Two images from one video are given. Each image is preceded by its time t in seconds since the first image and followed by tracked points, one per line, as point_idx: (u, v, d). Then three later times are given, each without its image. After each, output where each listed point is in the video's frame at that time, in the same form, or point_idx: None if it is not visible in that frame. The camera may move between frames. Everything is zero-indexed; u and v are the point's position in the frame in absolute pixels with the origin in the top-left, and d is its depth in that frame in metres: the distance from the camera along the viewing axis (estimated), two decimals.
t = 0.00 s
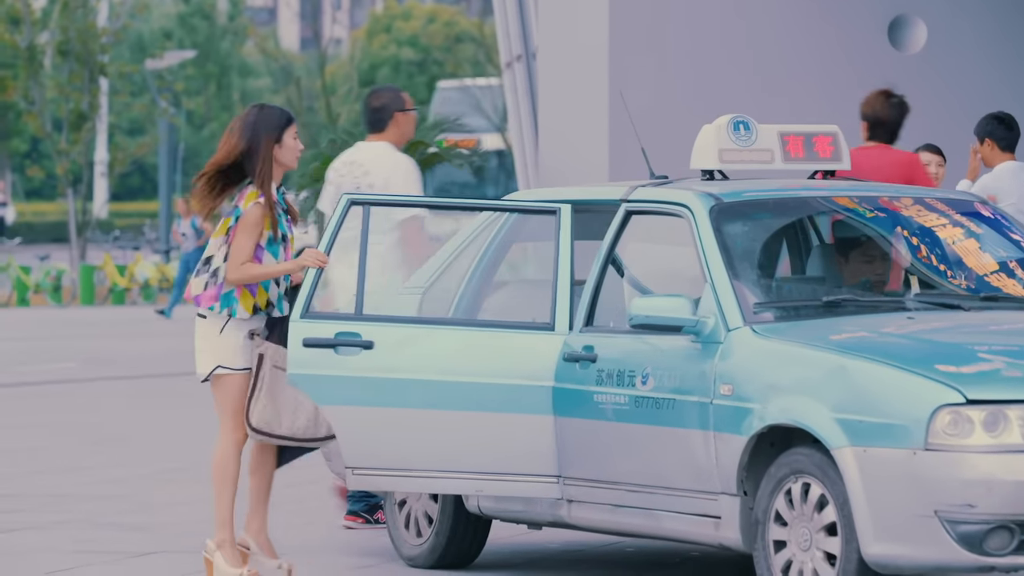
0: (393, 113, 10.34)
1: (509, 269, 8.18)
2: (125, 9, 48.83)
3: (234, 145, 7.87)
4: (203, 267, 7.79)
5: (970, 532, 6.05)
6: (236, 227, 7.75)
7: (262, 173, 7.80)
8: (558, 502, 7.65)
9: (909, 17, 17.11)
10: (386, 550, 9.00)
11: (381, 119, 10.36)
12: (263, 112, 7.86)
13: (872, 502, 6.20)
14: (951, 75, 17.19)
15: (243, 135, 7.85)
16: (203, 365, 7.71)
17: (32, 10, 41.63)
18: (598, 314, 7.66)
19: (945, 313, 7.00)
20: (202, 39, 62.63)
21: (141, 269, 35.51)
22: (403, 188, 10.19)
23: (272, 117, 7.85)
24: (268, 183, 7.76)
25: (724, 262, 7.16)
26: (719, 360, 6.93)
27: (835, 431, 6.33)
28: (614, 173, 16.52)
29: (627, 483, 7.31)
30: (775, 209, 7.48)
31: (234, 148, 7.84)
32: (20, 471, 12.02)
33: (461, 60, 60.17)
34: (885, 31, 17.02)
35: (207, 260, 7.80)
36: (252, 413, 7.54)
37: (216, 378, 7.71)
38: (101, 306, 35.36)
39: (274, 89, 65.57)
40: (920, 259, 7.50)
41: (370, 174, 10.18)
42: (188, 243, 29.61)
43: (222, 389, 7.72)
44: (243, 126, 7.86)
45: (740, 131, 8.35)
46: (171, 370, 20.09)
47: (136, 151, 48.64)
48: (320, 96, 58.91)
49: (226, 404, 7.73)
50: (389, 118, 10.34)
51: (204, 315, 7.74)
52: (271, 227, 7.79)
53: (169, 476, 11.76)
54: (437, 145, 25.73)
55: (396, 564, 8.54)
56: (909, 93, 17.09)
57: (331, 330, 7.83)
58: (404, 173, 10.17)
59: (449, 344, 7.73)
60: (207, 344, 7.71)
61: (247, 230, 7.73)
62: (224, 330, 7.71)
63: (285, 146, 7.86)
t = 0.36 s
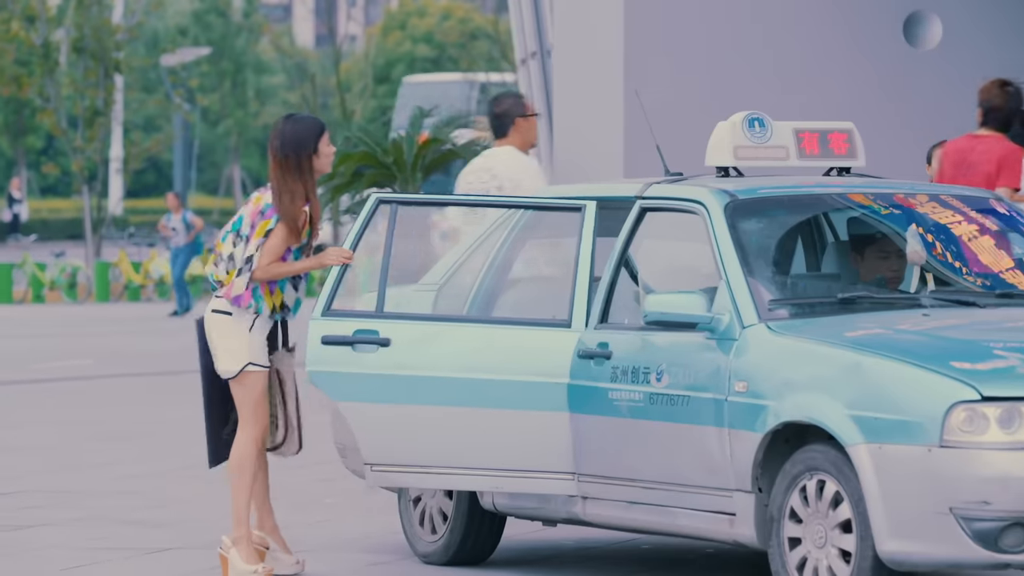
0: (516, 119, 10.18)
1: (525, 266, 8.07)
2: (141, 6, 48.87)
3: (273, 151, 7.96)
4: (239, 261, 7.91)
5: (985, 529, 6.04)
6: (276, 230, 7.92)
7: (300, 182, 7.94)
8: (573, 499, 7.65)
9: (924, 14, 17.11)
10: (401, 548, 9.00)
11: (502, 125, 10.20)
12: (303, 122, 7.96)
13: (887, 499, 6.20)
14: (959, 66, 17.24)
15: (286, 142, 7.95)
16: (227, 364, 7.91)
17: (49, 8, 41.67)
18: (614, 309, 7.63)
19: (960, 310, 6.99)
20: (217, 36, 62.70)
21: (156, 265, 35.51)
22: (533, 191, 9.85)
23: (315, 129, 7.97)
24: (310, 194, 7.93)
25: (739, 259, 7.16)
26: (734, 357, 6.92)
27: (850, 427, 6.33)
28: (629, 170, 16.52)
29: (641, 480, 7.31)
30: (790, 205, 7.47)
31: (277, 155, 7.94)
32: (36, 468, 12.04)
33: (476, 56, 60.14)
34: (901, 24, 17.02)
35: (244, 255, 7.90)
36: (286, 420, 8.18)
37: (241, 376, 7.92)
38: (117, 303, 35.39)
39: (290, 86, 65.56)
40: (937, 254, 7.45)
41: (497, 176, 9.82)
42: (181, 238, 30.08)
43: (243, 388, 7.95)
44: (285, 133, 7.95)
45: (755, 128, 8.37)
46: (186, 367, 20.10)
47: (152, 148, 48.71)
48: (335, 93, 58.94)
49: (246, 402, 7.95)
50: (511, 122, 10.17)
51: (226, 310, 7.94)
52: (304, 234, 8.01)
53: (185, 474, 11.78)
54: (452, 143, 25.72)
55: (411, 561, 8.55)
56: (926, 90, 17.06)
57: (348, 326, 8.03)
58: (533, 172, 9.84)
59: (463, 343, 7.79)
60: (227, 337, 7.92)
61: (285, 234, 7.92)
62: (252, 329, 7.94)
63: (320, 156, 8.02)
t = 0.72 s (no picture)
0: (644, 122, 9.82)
1: (535, 262, 8.19)
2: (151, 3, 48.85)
3: (300, 148, 8.00)
4: (265, 265, 7.91)
5: (996, 526, 6.04)
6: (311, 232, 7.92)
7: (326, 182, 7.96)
8: (583, 495, 7.65)
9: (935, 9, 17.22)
10: (411, 544, 9.01)
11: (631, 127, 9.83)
12: (332, 120, 8.01)
13: (897, 497, 6.20)
14: (963, 66, 17.27)
15: (311, 139, 8.00)
16: (247, 358, 7.88)
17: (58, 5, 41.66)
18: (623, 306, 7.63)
19: (971, 307, 6.99)
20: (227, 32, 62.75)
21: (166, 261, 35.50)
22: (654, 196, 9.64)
23: (342, 128, 8.02)
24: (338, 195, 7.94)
25: (749, 255, 7.16)
26: (744, 354, 6.92)
27: (860, 424, 6.32)
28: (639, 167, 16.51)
29: (651, 476, 7.31)
30: (800, 202, 7.46)
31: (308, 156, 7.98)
32: (46, 464, 12.05)
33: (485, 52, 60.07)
34: (910, 22, 17.14)
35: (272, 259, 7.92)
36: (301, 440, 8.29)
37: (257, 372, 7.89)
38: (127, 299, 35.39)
39: (299, 83, 65.53)
40: (945, 252, 7.45)
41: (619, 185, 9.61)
42: (175, 235, 29.65)
43: (259, 384, 7.91)
44: (316, 134, 8.00)
45: (766, 125, 8.33)
46: (196, 364, 20.08)
47: (162, 144, 48.74)
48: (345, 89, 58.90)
49: (260, 399, 7.91)
50: (638, 126, 9.81)
51: (248, 306, 7.90)
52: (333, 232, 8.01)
53: (194, 470, 11.77)
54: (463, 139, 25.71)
55: (420, 558, 8.55)
56: (934, 89, 17.15)
57: (377, 326, 8.23)
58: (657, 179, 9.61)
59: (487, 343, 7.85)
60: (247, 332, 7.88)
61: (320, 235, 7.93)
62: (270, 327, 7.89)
63: (345, 156, 8.06)
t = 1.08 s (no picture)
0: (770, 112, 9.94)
1: (535, 258, 8.17)
2: None
3: (334, 156, 7.87)
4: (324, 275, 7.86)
5: (998, 521, 6.03)
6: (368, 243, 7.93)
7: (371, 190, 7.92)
8: (587, 491, 7.65)
9: (938, 5, 17.29)
10: (415, 539, 9.01)
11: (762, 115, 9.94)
12: (370, 129, 7.91)
13: (900, 492, 6.19)
14: (966, 63, 17.35)
15: (348, 148, 7.88)
16: (278, 353, 7.87)
17: None
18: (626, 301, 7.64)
19: (973, 302, 6.99)
20: (230, 28, 62.77)
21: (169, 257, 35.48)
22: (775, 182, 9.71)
23: (375, 134, 7.93)
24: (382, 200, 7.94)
25: (752, 250, 7.16)
26: (748, 349, 6.92)
27: (863, 419, 6.33)
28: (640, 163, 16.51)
29: (652, 472, 7.30)
30: (802, 197, 7.45)
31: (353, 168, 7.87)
32: (51, 459, 12.07)
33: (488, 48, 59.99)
34: (913, 18, 17.26)
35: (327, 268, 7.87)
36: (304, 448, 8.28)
37: (288, 368, 7.89)
38: (131, 295, 35.39)
39: (302, 78, 65.46)
40: (946, 249, 7.44)
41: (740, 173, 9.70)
42: (168, 230, 29.43)
43: (279, 381, 7.91)
44: (354, 145, 7.88)
45: (768, 120, 8.31)
46: (198, 360, 20.06)
47: (164, 140, 48.78)
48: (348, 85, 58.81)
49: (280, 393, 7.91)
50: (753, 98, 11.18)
51: (285, 302, 7.89)
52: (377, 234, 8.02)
53: (199, 465, 11.78)
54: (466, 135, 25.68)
55: (423, 553, 8.56)
56: (938, 86, 17.29)
57: (405, 316, 8.68)
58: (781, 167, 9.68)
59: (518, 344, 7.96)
60: (283, 326, 7.88)
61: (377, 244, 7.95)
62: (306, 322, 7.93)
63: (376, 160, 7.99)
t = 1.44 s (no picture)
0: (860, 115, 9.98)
1: (538, 253, 8.19)
2: None
3: (351, 149, 7.96)
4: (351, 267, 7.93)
5: (998, 516, 6.03)
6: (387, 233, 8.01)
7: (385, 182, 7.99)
8: (587, 486, 7.65)
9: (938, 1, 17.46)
10: (414, 534, 9.01)
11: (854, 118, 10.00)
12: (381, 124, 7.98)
13: (900, 487, 6.19)
14: (967, 59, 17.55)
15: (359, 143, 7.96)
16: (297, 350, 7.90)
17: None
18: (627, 295, 7.64)
19: (974, 297, 7.00)
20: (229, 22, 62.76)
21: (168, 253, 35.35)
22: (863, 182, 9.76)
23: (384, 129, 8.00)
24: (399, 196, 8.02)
25: (752, 245, 7.15)
26: (747, 345, 6.92)
27: (863, 415, 6.33)
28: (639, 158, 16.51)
29: (652, 467, 7.29)
30: (803, 192, 7.45)
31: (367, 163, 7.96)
32: (51, 454, 12.06)
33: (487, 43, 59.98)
34: (913, 13, 17.41)
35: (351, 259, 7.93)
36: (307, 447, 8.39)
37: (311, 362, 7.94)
38: (131, 290, 35.31)
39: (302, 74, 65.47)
40: (946, 245, 7.45)
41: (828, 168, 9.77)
42: (151, 225, 29.44)
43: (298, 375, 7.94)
44: (367, 141, 7.96)
45: (768, 115, 8.34)
46: (197, 356, 20.05)
47: (163, 135, 48.69)
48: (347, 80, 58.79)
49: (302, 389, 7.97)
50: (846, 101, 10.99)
51: (303, 296, 7.90)
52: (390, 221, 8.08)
53: (199, 461, 11.77)
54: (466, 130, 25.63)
55: (424, 548, 8.56)
56: (937, 83, 17.44)
57: (405, 311, 8.68)
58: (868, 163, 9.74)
59: (520, 339, 7.96)
60: (300, 320, 7.89)
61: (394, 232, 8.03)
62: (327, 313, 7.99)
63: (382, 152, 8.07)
